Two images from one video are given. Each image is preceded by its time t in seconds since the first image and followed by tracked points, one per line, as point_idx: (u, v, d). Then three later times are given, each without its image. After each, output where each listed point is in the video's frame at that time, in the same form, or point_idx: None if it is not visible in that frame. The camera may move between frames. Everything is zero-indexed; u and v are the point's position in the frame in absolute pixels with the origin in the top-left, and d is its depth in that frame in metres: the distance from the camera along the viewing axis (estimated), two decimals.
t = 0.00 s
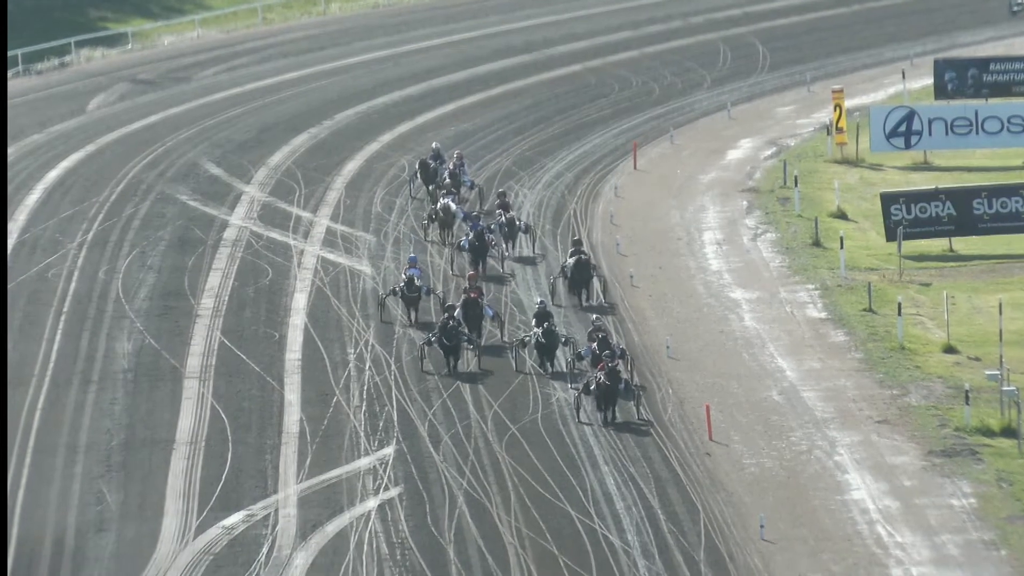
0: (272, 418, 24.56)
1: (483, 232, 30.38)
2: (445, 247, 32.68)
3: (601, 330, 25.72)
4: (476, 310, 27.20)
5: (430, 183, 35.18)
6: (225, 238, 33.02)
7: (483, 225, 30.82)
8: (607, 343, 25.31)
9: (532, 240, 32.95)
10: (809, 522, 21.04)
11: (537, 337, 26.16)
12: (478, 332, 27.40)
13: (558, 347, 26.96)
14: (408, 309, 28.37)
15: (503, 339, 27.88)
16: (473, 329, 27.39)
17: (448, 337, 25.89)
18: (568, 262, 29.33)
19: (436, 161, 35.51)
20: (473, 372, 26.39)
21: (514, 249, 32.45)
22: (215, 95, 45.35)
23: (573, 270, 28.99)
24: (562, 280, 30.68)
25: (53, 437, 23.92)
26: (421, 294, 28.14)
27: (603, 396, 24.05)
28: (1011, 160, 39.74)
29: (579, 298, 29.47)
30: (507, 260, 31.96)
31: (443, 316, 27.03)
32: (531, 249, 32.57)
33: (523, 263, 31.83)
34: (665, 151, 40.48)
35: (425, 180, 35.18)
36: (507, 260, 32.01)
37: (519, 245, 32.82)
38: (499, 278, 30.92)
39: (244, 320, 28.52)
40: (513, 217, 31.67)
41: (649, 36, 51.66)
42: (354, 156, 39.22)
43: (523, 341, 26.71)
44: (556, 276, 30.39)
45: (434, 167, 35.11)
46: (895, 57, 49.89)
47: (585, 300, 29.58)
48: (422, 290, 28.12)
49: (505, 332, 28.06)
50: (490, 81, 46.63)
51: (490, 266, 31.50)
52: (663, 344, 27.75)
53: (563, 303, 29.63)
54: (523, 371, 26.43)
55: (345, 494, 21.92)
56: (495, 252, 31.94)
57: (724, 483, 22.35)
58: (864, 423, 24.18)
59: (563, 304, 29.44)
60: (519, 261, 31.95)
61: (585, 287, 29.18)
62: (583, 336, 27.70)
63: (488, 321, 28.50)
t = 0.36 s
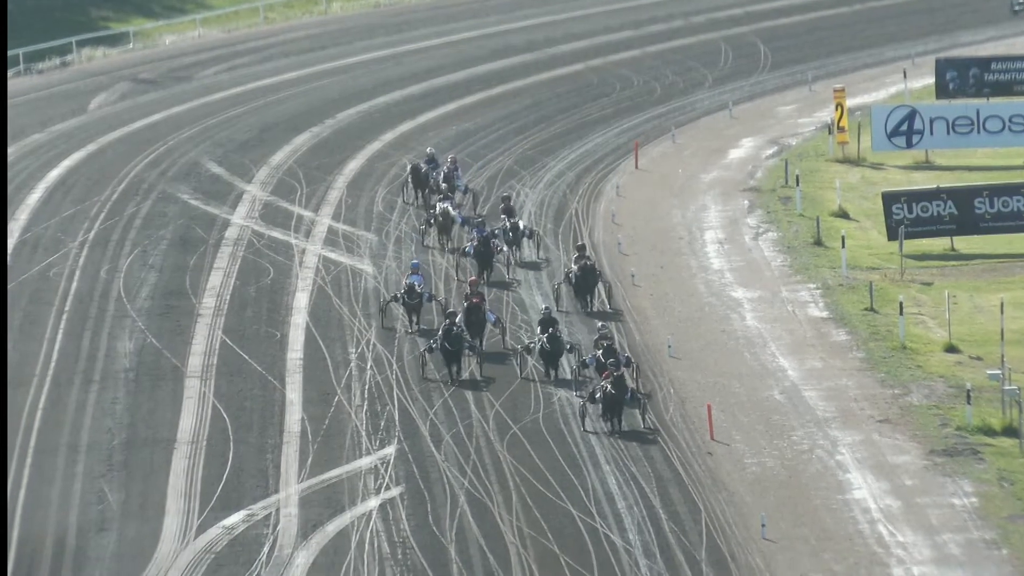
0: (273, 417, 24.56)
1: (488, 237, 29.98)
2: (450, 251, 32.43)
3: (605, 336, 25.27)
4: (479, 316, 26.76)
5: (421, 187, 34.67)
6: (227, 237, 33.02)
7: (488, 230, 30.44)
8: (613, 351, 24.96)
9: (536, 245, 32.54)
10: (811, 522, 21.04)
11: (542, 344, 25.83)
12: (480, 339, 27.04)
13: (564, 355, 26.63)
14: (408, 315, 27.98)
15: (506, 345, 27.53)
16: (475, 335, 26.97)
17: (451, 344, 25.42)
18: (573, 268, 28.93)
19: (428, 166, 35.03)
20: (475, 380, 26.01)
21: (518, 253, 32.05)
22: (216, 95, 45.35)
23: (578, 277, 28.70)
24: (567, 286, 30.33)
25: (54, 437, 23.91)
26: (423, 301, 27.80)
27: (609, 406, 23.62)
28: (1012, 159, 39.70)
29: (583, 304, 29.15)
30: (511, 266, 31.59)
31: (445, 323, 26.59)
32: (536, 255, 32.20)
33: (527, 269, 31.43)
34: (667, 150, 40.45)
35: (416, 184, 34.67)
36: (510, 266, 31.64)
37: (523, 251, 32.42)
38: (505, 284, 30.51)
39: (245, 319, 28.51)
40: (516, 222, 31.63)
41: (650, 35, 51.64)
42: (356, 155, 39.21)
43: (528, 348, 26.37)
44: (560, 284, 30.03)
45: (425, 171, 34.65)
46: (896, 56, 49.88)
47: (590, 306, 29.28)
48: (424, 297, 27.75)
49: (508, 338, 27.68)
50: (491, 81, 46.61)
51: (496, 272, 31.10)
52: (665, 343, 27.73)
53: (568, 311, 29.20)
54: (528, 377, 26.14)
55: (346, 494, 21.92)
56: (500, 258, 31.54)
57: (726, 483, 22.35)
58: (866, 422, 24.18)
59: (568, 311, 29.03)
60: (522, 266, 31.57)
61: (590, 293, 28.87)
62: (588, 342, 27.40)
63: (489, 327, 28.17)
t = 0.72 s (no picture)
0: (272, 417, 24.56)
1: (491, 243, 29.78)
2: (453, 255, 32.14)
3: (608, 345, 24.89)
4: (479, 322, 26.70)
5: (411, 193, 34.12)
6: (226, 237, 33.02)
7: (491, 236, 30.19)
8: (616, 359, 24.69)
9: (539, 250, 32.19)
10: (809, 522, 21.05)
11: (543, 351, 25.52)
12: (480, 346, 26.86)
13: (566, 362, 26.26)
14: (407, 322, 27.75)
15: (507, 352, 27.21)
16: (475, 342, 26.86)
17: (452, 351, 25.38)
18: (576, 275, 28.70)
19: (417, 171, 34.41)
20: (476, 387, 25.71)
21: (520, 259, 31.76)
22: (215, 94, 45.34)
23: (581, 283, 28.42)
24: (570, 292, 29.93)
25: (54, 437, 23.91)
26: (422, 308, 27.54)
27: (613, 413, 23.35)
28: (1012, 159, 39.69)
29: (586, 310, 28.77)
30: (513, 272, 31.26)
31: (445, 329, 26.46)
32: (538, 260, 31.84)
33: (529, 275, 31.10)
34: (666, 150, 40.44)
35: (406, 189, 34.07)
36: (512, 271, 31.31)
37: (524, 256, 32.08)
38: (509, 290, 30.20)
39: (244, 319, 28.50)
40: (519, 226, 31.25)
41: (650, 35, 51.63)
42: (356, 155, 39.21)
43: (530, 355, 26.04)
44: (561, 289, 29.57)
45: (414, 177, 34.06)
46: (896, 56, 49.88)
47: (592, 312, 28.90)
48: (422, 304, 27.55)
49: (510, 346, 27.39)
50: (491, 80, 46.60)
51: (499, 278, 30.77)
52: (664, 343, 27.73)
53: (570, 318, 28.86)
54: (530, 385, 25.78)
55: (345, 494, 21.93)
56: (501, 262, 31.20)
57: (725, 483, 22.35)
58: (865, 422, 24.19)
59: (571, 317, 28.72)
60: (524, 272, 31.23)
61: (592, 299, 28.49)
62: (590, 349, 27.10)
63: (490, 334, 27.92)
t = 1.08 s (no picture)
0: (272, 411, 24.56)
1: (494, 241, 29.41)
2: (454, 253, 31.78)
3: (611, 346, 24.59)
4: (481, 324, 26.33)
5: (401, 192, 33.94)
6: (225, 229, 33.00)
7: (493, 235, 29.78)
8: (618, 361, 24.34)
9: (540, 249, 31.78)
10: (809, 515, 21.06)
11: (545, 352, 25.20)
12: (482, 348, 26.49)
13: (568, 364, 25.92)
14: (407, 322, 27.38)
15: (509, 353, 26.82)
16: (477, 344, 26.50)
17: (453, 352, 25.00)
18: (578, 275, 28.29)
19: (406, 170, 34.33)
20: (479, 390, 25.33)
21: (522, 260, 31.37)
22: (214, 86, 45.29)
23: (584, 283, 28.03)
24: (572, 292, 29.53)
25: (54, 430, 23.91)
26: (421, 308, 27.13)
27: (619, 417, 22.90)
28: (1010, 151, 39.69)
29: (589, 311, 28.41)
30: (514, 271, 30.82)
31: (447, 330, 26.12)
32: (540, 259, 31.43)
33: (531, 274, 30.65)
34: (666, 142, 40.42)
35: (396, 188, 33.90)
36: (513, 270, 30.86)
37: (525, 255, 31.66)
38: (512, 290, 29.76)
39: (243, 312, 28.49)
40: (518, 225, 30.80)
41: (649, 27, 51.59)
42: (355, 147, 39.18)
43: (532, 356, 25.69)
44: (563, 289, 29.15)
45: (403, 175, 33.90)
46: (895, 48, 49.85)
47: (595, 313, 28.51)
48: (421, 305, 27.19)
49: (512, 347, 26.99)
50: (490, 73, 46.54)
51: (501, 277, 30.33)
52: (664, 336, 27.73)
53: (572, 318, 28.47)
54: (532, 387, 25.41)
55: (345, 487, 21.93)
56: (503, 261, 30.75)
57: (724, 476, 22.37)
58: (865, 416, 24.20)
59: (573, 318, 28.34)
60: (525, 271, 30.79)
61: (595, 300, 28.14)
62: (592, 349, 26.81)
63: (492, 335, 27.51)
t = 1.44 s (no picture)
0: (275, 396, 24.56)
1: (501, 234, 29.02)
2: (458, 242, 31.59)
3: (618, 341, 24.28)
4: (487, 317, 25.94)
5: (393, 185, 33.41)
6: (228, 215, 32.98)
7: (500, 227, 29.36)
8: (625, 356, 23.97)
9: (545, 241, 31.41)
10: (811, 501, 21.08)
11: (551, 347, 24.86)
12: (487, 341, 26.14)
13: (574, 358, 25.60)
14: (410, 315, 27.01)
15: (515, 347, 26.47)
16: (483, 337, 26.13)
17: (460, 346, 24.64)
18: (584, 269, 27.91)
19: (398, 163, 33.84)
20: (485, 384, 24.99)
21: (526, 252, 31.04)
22: (216, 72, 45.22)
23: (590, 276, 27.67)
24: (578, 285, 29.18)
25: (57, 415, 23.92)
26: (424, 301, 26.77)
27: (627, 412, 22.67)
28: (1013, 137, 39.64)
29: (595, 304, 28.06)
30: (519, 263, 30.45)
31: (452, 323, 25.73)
32: (545, 251, 31.07)
33: (535, 267, 30.33)
34: (668, 128, 40.37)
35: (388, 181, 33.37)
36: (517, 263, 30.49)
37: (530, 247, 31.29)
38: (518, 283, 29.40)
39: (246, 298, 28.48)
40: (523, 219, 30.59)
41: (652, 12, 51.50)
42: (357, 133, 39.12)
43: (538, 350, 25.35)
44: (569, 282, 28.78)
45: (395, 167, 33.40)
46: (898, 34, 49.76)
47: (601, 307, 28.17)
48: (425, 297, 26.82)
49: (517, 341, 26.63)
50: (492, 59, 46.46)
51: (507, 270, 29.96)
52: (667, 322, 27.72)
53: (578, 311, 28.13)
54: (538, 382, 25.08)
55: (348, 473, 21.93)
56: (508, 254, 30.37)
57: (727, 462, 22.38)
58: (867, 401, 24.21)
59: (579, 311, 27.99)
60: (529, 263, 30.42)
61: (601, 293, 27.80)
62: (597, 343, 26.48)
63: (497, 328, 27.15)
